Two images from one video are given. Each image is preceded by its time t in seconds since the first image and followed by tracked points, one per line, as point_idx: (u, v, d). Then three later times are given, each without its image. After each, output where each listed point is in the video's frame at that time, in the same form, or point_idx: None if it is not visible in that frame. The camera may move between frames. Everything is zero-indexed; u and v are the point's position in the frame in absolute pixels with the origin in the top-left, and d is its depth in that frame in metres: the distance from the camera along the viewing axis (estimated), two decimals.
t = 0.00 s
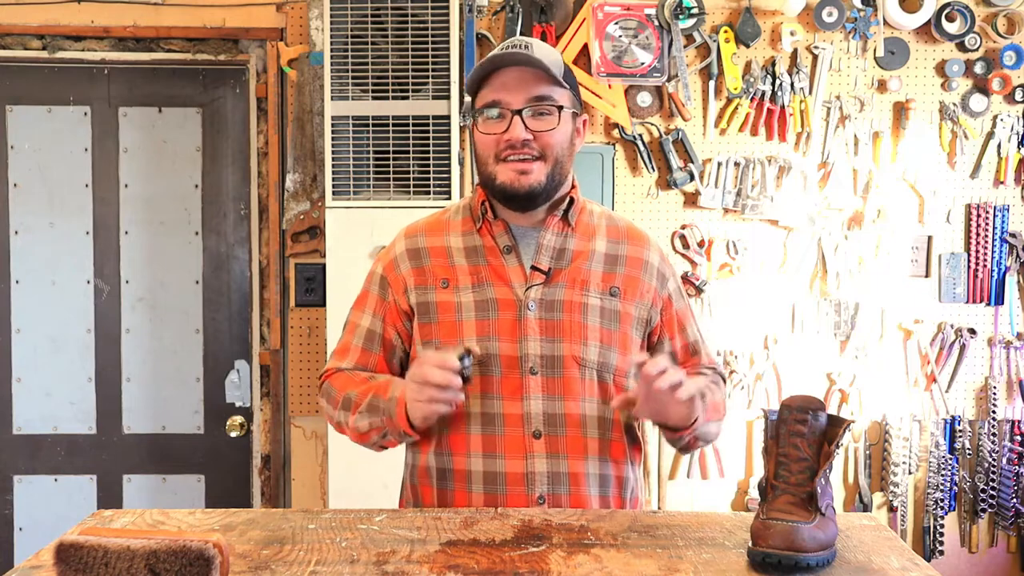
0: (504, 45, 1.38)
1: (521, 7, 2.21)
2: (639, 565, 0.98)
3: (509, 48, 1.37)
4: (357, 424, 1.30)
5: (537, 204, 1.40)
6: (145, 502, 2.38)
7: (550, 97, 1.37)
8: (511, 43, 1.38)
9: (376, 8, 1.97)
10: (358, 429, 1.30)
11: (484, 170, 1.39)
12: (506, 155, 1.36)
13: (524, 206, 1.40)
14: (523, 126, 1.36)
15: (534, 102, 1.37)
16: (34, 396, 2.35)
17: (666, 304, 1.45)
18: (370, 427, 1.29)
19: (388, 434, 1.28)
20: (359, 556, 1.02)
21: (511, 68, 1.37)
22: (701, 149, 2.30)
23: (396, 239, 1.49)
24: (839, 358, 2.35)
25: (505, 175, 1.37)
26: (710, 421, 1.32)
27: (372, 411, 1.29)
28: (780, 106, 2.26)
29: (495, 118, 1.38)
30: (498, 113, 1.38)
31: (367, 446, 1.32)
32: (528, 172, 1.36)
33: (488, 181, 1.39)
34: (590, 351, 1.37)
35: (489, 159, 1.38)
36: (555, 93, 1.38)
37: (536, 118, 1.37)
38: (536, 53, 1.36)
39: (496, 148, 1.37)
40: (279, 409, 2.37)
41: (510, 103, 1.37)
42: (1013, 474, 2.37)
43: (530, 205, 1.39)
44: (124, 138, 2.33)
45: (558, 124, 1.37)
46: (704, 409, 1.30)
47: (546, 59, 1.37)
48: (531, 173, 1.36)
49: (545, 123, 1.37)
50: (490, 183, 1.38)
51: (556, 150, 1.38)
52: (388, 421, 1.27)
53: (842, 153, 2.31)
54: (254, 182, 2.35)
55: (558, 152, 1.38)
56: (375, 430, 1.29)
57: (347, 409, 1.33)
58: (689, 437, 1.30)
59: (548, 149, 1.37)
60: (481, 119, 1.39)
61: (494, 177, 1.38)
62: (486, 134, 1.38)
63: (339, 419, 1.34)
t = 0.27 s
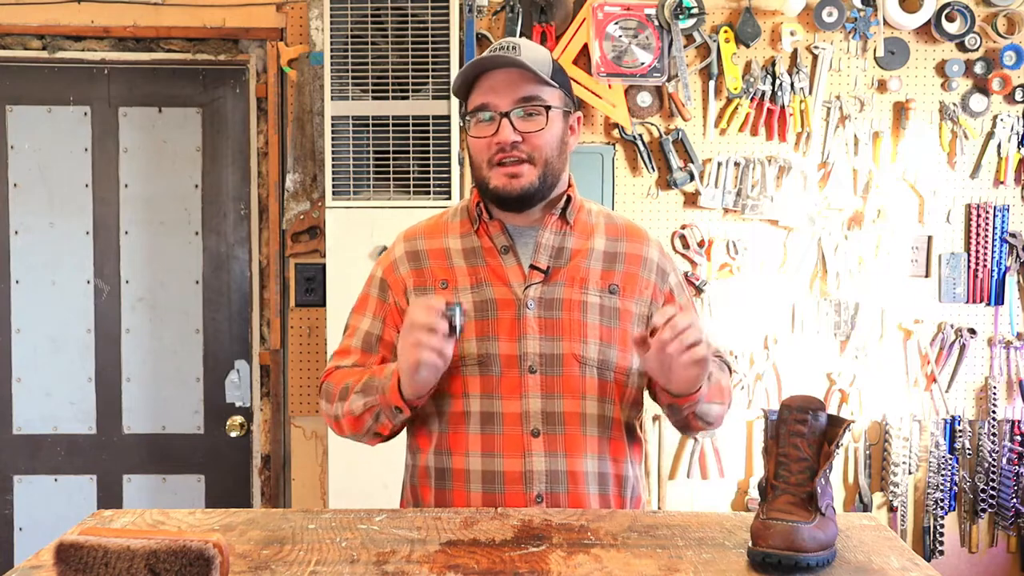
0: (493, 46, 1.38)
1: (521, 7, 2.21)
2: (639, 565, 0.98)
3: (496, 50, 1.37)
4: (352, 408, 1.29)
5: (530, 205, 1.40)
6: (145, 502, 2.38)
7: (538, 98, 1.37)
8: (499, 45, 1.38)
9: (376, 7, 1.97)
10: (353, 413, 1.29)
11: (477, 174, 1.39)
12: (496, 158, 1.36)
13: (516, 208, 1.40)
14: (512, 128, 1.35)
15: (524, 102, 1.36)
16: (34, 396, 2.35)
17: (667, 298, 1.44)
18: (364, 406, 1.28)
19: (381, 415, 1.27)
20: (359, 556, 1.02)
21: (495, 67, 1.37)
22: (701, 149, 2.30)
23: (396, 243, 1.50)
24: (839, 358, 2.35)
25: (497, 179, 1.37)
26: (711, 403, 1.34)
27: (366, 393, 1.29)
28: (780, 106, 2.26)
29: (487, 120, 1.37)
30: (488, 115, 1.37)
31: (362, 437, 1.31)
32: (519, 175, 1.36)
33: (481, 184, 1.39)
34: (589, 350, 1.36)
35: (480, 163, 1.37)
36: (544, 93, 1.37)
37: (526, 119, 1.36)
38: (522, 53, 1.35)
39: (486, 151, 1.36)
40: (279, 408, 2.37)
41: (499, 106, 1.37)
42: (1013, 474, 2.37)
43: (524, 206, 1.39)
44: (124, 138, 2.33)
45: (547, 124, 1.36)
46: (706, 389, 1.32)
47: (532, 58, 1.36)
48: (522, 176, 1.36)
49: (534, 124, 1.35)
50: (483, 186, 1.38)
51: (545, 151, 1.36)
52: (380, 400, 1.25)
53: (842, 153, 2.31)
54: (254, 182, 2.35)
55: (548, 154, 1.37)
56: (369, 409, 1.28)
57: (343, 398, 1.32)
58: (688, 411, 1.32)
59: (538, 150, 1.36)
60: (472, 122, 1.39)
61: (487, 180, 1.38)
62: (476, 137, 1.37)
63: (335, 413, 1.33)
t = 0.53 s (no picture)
0: (491, 47, 1.37)
1: (521, 7, 2.21)
2: (639, 565, 0.98)
3: (496, 51, 1.35)
4: (361, 424, 1.31)
5: (533, 204, 1.40)
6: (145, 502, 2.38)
7: (543, 98, 1.37)
8: (499, 45, 1.37)
9: (376, 7, 1.97)
10: (363, 430, 1.31)
11: (482, 175, 1.39)
12: (502, 159, 1.35)
13: (522, 207, 1.40)
14: (519, 128, 1.35)
15: (527, 101, 1.36)
16: (35, 396, 2.35)
17: (665, 302, 1.45)
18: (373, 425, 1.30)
19: (393, 432, 1.30)
20: (359, 556, 1.02)
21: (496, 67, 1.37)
22: (701, 149, 2.30)
23: (394, 243, 1.49)
24: (839, 358, 2.35)
25: (503, 179, 1.36)
26: (679, 425, 1.33)
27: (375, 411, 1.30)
28: (780, 106, 2.26)
29: (489, 121, 1.37)
30: (493, 116, 1.37)
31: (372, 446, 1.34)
32: (525, 175, 1.36)
33: (487, 185, 1.38)
34: (588, 351, 1.37)
35: (486, 163, 1.37)
36: (548, 93, 1.37)
37: (532, 120, 1.36)
38: (526, 54, 1.35)
39: (493, 152, 1.36)
40: (279, 409, 2.37)
41: (504, 107, 1.37)
42: (1013, 474, 2.37)
43: (528, 205, 1.39)
44: (124, 138, 2.33)
45: (553, 124, 1.36)
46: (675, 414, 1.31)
47: (535, 58, 1.36)
48: (528, 173, 1.36)
49: (540, 125, 1.36)
50: (489, 187, 1.38)
51: (551, 151, 1.37)
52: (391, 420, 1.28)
53: (842, 153, 2.31)
54: (254, 182, 2.35)
55: (553, 154, 1.37)
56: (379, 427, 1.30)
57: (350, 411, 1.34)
58: (654, 435, 1.30)
59: (544, 151, 1.36)
60: (475, 123, 1.38)
61: (493, 181, 1.37)
62: (482, 138, 1.37)
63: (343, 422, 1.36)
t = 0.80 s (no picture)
0: (487, 48, 1.38)
1: (521, 7, 2.21)
2: (639, 565, 0.98)
3: (492, 52, 1.36)
4: (369, 435, 1.32)
5: (532, 207, 1.40)
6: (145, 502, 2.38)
7: (541, 98, 1.37)
8: (496, 46, 1.37)
9: (376, 7, 1.97)
10: (370, 440, 1.32)
11: (481, 177, 1.39)
12: (501, 160, 1.35)
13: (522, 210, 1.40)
14: (517, 129, 1.35)
15: (525, 101, 1.36)
16: (34, 396, 2.35)
17: (664, 302, 1.45)
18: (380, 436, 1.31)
19: (402, 441, 1.31)
20: (359, 556, 1.02)
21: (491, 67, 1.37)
22: (701, 149, 2.30)
23: (392, 246, 1.49)
24: (839, 358, 2.35)
25: (502, 181, 1.36)
26: (676, 430, 1.33)
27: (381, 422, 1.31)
28: (780, 106, 2.26)
29: (487, 123, 1.37)
30: (491, 117, 1.37)
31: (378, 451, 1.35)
32: (525, 176, 1.36)
33: (486, 187, 1.38)
34: (587, 353, 1.37)
35: (485, 165, 1.37)
36: (546, 93, 1.37)
37: (530, 120, 1.36)
38: (522, 54, 1.35)
39: (492, 153, 1.36)
40: (278, 410, 2.36)
41: (502, 107, 1.36)
42: (1013, 474, 2.37)
43: (528, 208, 1.39)
44: (124, 138, 2.33)
45: (551, 124, 1.36)
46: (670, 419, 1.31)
47: (530, 57, 1.36)
48: (527, 176, 1.36)
49: (539, 125, 1.36)
50: (489, 188, 1.38)
51: (550, 152, 1.37)
52: (400, 431, 1.29)
53: (842, 153, 2.31)
54: (254, 182, 2.35)
55: (552, 154, 1.37)
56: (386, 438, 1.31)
57: (356, 419, 1.35)
58: (649, 440, 1.30)
59: (543, 151, 1.36)
60: (473, 124, 1.38)
61: (492, 183, 1.37)
62: (480, 140, 1.37)
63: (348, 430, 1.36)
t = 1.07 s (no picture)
0: (477, 50, 1.37)
1: (521, 7, 2.21)
2: (639, 565, 0.98)
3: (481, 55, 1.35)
4: (369, 441, 1.32)
5: (525, 207, 1.40)
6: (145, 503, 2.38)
7: (529, 99, 1.36)
8: (485, 48, 1.36)
9: (376, 8, 1.97)
10: (370, 445, 1.32)
11: (473, 179, 1.39)
12: (492, 162, 1.36)
13: (516, 210, 1.40)
14: (505, 130, 1.35)
15: (513, 103, 1.36)
16: (34, 396, 2.35)
17: (664, 301, 1.45)
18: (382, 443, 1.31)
19: (402, 447, 1.30)
20: (359, 556, 1.02)
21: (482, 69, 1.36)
22: (701, 149, 2.30)
23: (390, 247, 1.49)
24: (839, 358, 2.35)
25: (493, 183, 1.36)
26: (677, 433, 1.33)
27: (383, 428, 1.31)
28: (780, 106, 2.26)
29: (478, 125, 1.37)
30: (480, 120, 1.37)
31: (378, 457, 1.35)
32: (515, 178, 1.36)
33: (478, 190, 1.38)
34: (588, 353, 1.37)
35: (476, 168, 1.38)
36: (534, 93, 1.36)
37: (518, 121, 1.36)
38: (510, 55, 1.34)
39: (482, 156, 1.36)
40: (279, 410, 2.36)
41: (491, 110, 1.36)
42: (1013, 474, 2.37)
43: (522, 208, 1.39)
44: (124, 138, 2.33)
45: (539, 124, 1.36)
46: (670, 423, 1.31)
47: (517, 58, 1.34)
48: (518, 176, 1.35)
49: (527, 125, 1.35)
50: (481, 191, 1.38)
51: (540, 151, 1.36)
52: (401, 438, 1.28)
53: (842, 153, 2.31)
54: (254, 182, 2.35)
55: (542, 154, 1.37)
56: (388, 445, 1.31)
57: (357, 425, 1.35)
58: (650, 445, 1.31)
59: (532, 151, 1.36)
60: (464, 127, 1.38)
61: (484, 185, 1.37)
62: (470, 143, 1.37)
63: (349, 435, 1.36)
